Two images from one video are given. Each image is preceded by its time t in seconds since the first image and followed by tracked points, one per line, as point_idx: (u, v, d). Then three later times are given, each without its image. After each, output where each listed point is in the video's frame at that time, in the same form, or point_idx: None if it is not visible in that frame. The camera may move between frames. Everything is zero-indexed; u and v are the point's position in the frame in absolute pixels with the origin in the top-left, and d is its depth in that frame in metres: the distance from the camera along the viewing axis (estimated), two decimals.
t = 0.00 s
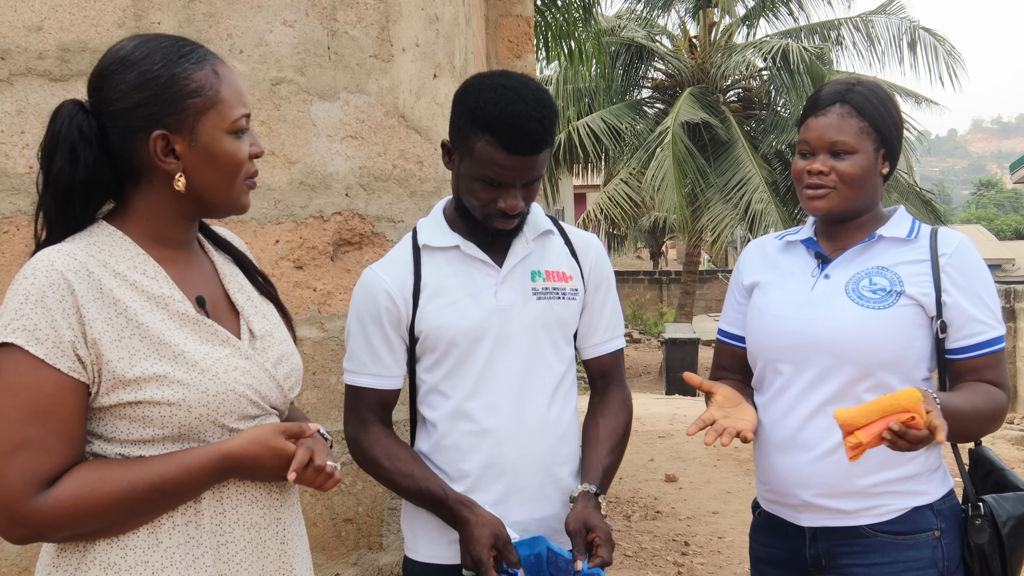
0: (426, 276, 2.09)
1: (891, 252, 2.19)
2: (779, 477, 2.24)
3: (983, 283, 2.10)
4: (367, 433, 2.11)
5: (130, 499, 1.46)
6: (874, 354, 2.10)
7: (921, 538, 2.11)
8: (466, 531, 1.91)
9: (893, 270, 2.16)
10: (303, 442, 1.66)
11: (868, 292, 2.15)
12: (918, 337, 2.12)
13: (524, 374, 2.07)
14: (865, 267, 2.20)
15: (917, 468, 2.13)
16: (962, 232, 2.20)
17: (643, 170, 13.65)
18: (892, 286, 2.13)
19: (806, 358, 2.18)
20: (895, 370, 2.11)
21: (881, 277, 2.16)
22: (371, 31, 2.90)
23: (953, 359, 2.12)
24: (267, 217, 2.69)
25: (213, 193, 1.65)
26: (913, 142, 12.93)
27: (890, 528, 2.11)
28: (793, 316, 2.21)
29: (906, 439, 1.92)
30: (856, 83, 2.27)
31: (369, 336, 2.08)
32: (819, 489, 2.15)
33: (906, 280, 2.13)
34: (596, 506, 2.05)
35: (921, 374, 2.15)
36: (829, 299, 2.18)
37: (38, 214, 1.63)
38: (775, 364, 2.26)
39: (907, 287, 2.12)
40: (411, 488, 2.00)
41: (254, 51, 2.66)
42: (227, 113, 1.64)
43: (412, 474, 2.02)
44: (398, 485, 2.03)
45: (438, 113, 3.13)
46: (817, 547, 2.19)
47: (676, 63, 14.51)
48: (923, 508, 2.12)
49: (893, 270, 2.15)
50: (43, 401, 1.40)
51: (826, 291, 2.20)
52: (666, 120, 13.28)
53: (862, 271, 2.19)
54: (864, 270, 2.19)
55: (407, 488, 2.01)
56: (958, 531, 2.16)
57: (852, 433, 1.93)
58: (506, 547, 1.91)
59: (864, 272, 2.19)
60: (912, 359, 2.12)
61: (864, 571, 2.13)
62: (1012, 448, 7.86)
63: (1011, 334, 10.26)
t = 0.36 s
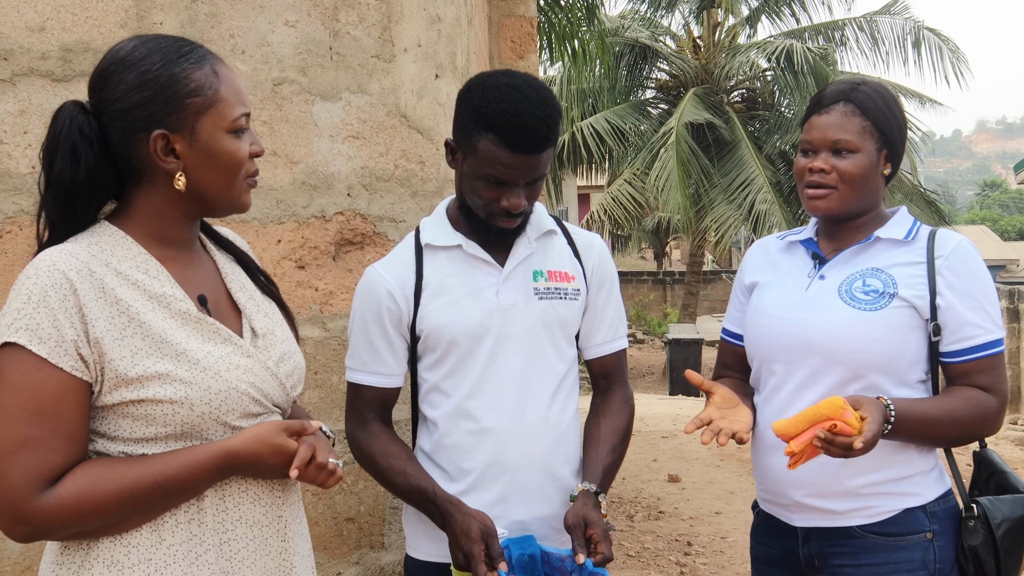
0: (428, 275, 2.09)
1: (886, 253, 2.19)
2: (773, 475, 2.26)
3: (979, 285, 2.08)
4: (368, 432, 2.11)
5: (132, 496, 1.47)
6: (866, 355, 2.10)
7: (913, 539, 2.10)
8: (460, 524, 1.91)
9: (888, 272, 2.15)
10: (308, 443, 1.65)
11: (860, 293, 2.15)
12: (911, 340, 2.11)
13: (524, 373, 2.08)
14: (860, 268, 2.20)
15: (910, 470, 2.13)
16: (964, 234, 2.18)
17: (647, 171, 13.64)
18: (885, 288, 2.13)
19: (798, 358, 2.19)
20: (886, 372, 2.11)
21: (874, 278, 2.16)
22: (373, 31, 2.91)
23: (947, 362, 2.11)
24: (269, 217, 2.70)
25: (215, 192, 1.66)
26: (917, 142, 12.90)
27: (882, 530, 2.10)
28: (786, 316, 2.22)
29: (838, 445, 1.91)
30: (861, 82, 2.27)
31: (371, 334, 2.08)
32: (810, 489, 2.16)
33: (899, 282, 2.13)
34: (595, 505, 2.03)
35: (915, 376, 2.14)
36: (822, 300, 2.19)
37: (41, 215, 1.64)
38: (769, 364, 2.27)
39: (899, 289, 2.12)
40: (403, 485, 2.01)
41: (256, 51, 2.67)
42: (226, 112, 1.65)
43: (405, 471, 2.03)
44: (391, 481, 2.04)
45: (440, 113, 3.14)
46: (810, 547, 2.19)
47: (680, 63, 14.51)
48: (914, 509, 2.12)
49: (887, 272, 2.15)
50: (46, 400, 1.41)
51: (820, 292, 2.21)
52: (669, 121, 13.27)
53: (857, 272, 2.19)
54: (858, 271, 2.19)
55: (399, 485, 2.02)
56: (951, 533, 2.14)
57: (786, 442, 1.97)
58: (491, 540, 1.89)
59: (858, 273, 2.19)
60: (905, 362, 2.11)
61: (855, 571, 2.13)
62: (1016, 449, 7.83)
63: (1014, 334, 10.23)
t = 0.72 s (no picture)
0: (431, 275, 2.09)
1: (889, 253, 2.18)
2: (774, 476, 2.25)
3: (981, 286, 2.07)
4: (370, 432, 2.11)
5: (136, 494, 1.47)
6: (866, 355, 2.10)
7: (913, 541, 2.09)
8: (466, 515, 1.91)
9: (889, 272, 2.15)
10: (309, 443, 1.66)
11: (861, 293, 2.15)
12: (913, 341, 2.11)
13: (525, 374, 2.07)
14: (862, 268, 2.19)
15: (911, 471, 2.12)
16: (967, 235, 2.18)
17: (652, 171, 13.62)
18: (887, 288, 2.12)
19: (799, 358, 2.18)
20: (887, 373, 2.10)
21: (876, 279, 2.15)
22: (377, 31, 2.91)
23: (949, 363, 2.10)
24: (273, 217, 2.70)
25: (221, 189, 1.66)
26: (924, 143, 12.86)
27: (881, 532, 2.10)
28: (787, 316, 2.22)
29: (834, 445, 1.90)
30: (869, 83, 2.26)
31: (373, 334, 2.08)
32: (810, 489, 2.16)
33: (900, 282, 2.12)
34: (593, 499, 2.03)
35: (917, 377, 2.13)
36: (823, 300, 2.18)
37: (46, 216, 1.65)
38: (771, 364, 2.26)
39: (901, 289, 2.11)
40: (408, 482, 2.01)
41: (260, 51, 2.67)
42: (229, 108, 1.65)
43: (409, 467, 2.03)
44: (397, 479, 2.04)
45: (444, 113, 3.14)
46: (812, 549, 2.18)
47: (685, 63, 14.49)
48: (915, 510, 2.11)
49: (889, 272, 2.14)
50: (52, 398, 1.41)
51: (822, 292, 2.20)
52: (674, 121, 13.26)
53: (859, 273, 2.19)
54: (860, 271, 2.19)
55: (405, 482, 2.02)
56: (953, 534, 2.14)
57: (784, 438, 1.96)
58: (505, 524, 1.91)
59: (860, 274, 2.18)
60: (904, 363, 2.10)
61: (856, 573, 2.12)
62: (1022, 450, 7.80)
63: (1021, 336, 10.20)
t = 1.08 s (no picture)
0: (432, 276, 2.09)
1: (894, 249, 2.19)
2: (780, 476, 2.22)
3: (985, 280, 2.10)
4: (374, 432, 2.12)
5: (138, 494, 1.47)
6: (876, 351, 2.10)
7: (925, 539, 2.10)
8: (479, 511, 1.92)
9: (897, 268, 2.15)
10: (313, 438, 1.67)
11: (871, 290, 2.14)
12: (920, 337, 2.12)
13: (529, 373, 2.07)
14: (869, 265, 2.19)
15: (921, 470, 2.12)
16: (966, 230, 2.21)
17: (655, 172, 13.61)
18: (895, 284, 2.13)
19: (807, 355, 2.17)
20: (897, 369, 2.11)
21: (884, 275, 2.15)
22: (379, 32, 2.92)
23: (953, 358, 2.11)
24: (276, 217, 2.70)
25: (222, 192, 1.66)
26: (927, 143, 12.84)
27: (894, 529, 2.10)
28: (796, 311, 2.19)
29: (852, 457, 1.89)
30: (867, 81, 2.26)
31: (375, 334, 2.08)
32: (822, 489, 2.14)
33: (908, 278, 2.13)
34: (591, 492, 2.03)
35: (922, 373, 2.14)
36: (833, 296, 2.17)
37: (48, 213, 1.65)
38: (777, 360, 2.24)
39: (909, 285, 2.12)
40: (415, 481, 2.02)
41: (262, 52, 2.68)
42: (234, 112, 1.65)
43: (415, 466, 2.03)
44: (403, 479, 2.04)
45: (446, 113, 3.14)
46: (821, 549, 2.16)
47: (688, 64, 14.48)
48: (926, 508, 2.12)
49: (897, 268, 2.15)
50: (55, 398, 1.41)
51: (831, 288, 2.19)
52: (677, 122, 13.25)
53: (867, 269, 2.18)
54: (868, 267, 2.18)
55: (411, 481, 2.03)
56: (960, 530, 2.15)
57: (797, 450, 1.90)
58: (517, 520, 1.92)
59: (868, 270, 2.18)
60: (912, 359, 2.11)
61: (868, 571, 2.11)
62: None
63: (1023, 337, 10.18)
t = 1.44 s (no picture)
0: (434, 277, 2.09)
1: (903, 253, 2.20)
2: (784, 478, 2.19)
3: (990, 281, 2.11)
4: (377, 433, 2.12)
5: (141, 494, 1.47)
6: (891, 358, 2.10)
7: (929, 537, 2.10)
8: (482, 511, 1.91)
9: (909, 274, 2.16)
10: (314, 438, 1.67)
11: (886, 295, 2.14)
12: (932, 342, 2.13)
13: (532, 374, 2.07)
14: (880, 269, 2.18)
15: (924, 471, 2.12)
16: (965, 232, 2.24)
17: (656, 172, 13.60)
18: (910, 290, 2.13)
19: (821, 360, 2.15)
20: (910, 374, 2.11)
21: (897, 280, 2.15)
22: (382, 32, 2.92)
23: (968, 352, 2.11)
24: (278, 217, 2.70)
25: (224, 193, 1.66)
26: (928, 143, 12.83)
27: (900, 528, 2.10)
28: (811, 317, 2.17)
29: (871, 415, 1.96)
30: (876, 80, 2.26)
31: (377, 335, 2.08)
32: (829, 491, 2.11)
33: (922, 283, 2.14)
34: (593, 492, 2.03)
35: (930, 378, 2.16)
36: (847, 301, 2.16)
37: (49, 213, 1.65)
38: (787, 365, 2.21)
39: (923, 290, 2.13)
40: (418, 481, 2.01)
41: (265, 52, 2.68)
42: (237, 112, 1.65)
43: (418, 467, 2.03)
44: (406, 480, 2.04)
45: (449, 113, 3.14)
46: (826, 548, 2.15)
47: (690, 64, 14.48)
48: (929, 508, 2.11)
49: (909, 274, 2.15)
50: (57, 397, 1.41)
51: (844, 293, 2.17)
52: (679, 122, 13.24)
53: (878, 273, 2.18)
54: (879, 272, 2.18)
55: (414, 482, 2.02)
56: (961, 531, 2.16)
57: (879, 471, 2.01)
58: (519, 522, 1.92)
59: (880, 275, 2.17)
60: (925, 364, 2.12)
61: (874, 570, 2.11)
62: None
63: None
